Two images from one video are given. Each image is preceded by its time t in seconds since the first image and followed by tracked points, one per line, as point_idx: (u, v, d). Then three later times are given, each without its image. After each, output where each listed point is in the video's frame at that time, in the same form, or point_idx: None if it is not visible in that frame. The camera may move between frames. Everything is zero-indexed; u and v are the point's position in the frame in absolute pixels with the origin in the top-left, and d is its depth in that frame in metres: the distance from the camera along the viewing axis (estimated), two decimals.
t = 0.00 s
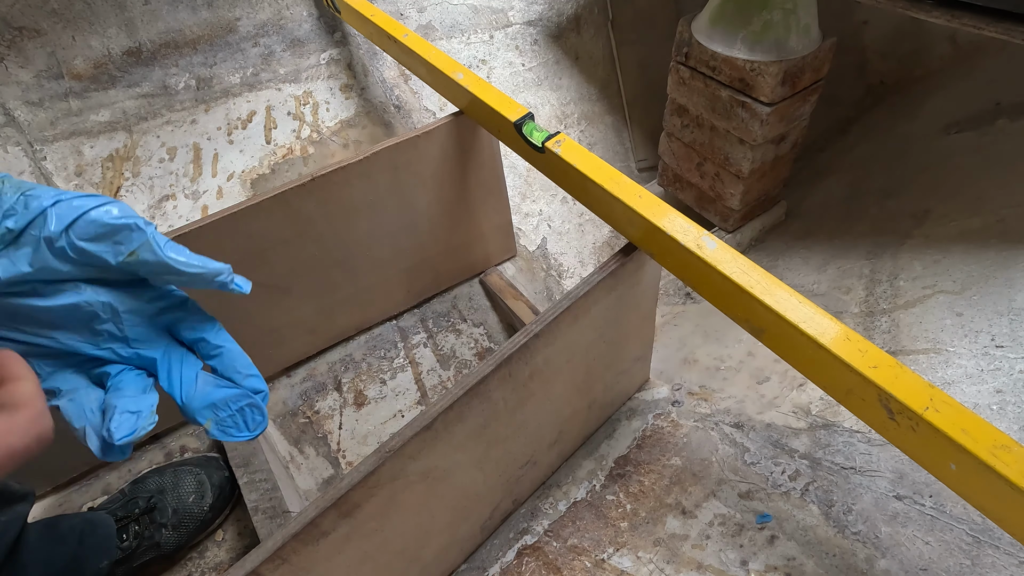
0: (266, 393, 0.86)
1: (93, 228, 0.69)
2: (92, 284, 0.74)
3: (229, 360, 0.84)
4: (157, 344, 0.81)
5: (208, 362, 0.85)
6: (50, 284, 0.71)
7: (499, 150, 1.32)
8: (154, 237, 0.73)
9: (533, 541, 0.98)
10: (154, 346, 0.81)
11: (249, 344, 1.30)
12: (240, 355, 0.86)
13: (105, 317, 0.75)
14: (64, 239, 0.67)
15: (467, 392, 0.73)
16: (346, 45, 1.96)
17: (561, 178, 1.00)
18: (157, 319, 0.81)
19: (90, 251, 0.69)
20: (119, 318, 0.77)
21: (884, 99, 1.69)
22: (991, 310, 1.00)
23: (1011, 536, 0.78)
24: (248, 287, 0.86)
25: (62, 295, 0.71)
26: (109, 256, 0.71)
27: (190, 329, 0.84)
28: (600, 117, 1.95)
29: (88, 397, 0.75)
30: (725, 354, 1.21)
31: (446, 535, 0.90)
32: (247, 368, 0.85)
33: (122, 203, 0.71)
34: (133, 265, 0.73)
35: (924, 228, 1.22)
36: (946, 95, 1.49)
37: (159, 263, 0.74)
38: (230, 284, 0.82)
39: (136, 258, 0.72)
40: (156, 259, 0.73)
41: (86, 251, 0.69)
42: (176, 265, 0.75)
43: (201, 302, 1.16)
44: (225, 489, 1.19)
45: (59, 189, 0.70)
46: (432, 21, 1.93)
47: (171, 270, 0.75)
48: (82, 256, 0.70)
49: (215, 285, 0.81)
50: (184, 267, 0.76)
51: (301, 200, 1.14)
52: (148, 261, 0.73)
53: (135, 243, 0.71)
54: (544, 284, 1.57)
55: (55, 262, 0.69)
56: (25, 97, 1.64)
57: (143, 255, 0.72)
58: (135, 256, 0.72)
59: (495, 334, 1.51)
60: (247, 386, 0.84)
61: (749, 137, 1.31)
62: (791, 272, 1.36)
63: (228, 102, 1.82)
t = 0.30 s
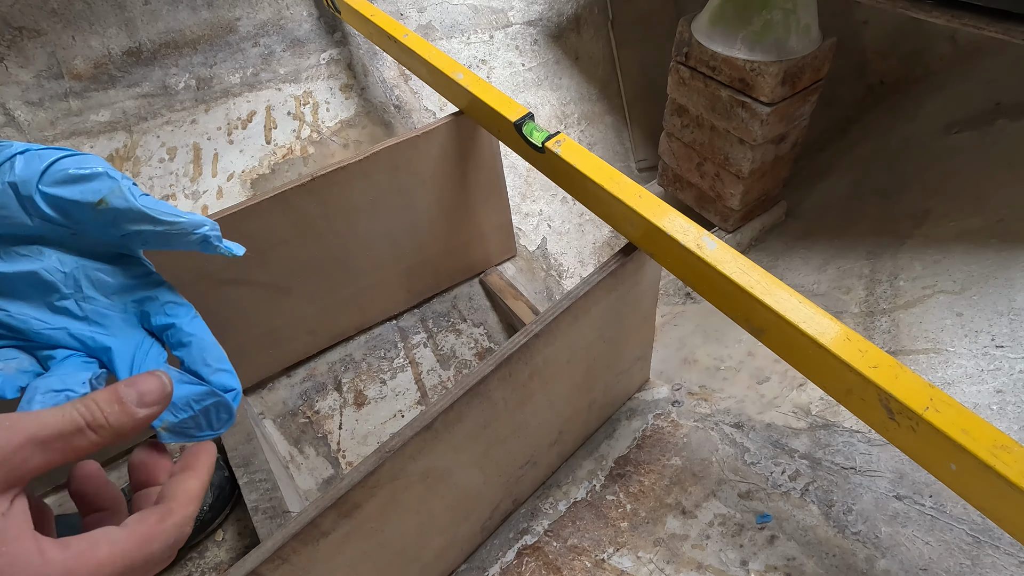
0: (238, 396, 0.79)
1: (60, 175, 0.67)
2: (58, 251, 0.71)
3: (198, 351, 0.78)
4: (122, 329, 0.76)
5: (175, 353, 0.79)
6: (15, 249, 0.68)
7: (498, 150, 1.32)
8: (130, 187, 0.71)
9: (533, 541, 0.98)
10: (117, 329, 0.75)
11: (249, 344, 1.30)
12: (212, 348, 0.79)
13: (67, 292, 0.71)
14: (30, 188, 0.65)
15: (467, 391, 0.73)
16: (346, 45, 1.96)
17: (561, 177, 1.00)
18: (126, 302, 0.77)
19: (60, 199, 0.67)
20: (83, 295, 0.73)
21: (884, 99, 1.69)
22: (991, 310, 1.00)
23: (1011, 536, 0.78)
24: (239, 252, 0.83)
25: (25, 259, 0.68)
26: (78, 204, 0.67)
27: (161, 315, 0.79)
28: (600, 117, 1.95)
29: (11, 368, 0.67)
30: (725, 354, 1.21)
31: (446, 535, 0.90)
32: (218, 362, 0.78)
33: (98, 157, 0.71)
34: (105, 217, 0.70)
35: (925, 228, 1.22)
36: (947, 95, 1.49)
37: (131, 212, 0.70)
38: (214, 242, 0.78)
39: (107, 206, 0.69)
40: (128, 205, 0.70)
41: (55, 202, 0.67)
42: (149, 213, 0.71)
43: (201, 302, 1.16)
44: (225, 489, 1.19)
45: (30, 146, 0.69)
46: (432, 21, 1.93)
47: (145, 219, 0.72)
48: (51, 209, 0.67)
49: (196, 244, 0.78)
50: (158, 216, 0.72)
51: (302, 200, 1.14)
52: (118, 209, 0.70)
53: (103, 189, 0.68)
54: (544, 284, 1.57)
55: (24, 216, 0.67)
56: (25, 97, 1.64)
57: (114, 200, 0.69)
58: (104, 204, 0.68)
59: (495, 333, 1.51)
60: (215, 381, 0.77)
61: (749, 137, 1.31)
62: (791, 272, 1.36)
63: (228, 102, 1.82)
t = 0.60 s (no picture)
0: (213, 396, 0.77)
1: (49, 172, 0.67)
2: (44, 247, 0.71)
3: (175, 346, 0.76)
4: (102, 325, 0.74)
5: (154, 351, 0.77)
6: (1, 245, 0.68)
7: (498, 149, 1.32)
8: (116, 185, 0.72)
9: (533, 541, 0.98)
10: (96, 326, 0.74)
11: (249, 344, 1.30)
12: (191, 345, 0.78)
13: (50, 287, 0.71)
14: (19, 185, 0.66)
15: (467, 392, 0.73)
16: (346, 45, 1.96)
17: (561, 177, 1.00)
18: (108, 299, 0.76)
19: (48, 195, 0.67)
20: (65, 291, 0.72)
21: (884, 99, 1.69)
22: (991, 310, 1.00)
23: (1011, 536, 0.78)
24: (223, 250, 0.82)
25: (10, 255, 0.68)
26: (66, 199, 0.68)
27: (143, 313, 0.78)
28: (600, 117, 1.95)
29: None
30: (725, 354, 1.21)
31: (446, 535, 0.90)
32: (196, 360, 0.76)
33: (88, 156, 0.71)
34: (90, 213, 0.70)
35: (925, 228, 1.22)
36: (947, 95, 1.49)
37: (116, 207, 0.70)
38: (197, 238, 0.78)
39: (92, 202, 0.69)
40: (113, 200, 0.70)
41: (43, 199, 0.68)
42: (134, 209, 0.71)
43: (201, 302, 1.16)
44: (225, 488, 1.19)
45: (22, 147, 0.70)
46: (432, 20, 1.93)
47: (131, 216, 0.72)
48: (38, 205, 0.68)
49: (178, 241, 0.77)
50: (143, 211, 0.72)
51: (302, 200, 1.14)
52: (103, 205, 0.70)
53: (89, 185, 0.68)
54: (544, 284, 1.57)
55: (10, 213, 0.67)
56: (25, 97, 1.64)
57: (99, 196, 0.69)
58: (89, 199, 0.68)
59: (495, 334, 1.51)
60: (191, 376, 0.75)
61: (749, 137, 1.31)
62: (791, 272, 1.36)
63: (228, 102, 1.82)
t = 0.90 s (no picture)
0: (225, 387, 0.80)
1: (56, 175, 0.66)
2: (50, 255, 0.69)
3: (182, 345, 0.76)
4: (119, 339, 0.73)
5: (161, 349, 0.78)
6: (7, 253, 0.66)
7: (498, 149, 1.32)
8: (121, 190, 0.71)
9: (533, 541, 0.98)
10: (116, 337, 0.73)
11: (249, 344, 1.30)
12: (197, 339, 0.79)
13: (65, 303, 0.69)
14: (26, 187, 0.65)
15: (467, 392, 0.73)
16: (346, 45, 1.96)
17: (561, 177, 1.00)
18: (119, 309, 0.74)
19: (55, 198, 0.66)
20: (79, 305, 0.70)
21: (884, 99, 1.69)
22: (991, 310, 1.00)
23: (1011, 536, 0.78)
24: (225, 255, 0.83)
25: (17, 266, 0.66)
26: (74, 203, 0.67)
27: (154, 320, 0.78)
28: (600, 117, 1.95)
29: None
30: (725, 354, 1.21)
31: (446, 535, 0.90)
32: (205, 354, 0.78)
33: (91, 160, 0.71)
34: (96, 216, 0.70)
35: (924, 228, 1.22)
36: (947, 95, 1.49)
37: (122, 211, 0.70)
38: (202, 243, 0.79)
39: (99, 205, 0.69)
40: (122, 204, 0.70)
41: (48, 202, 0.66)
42: (141, 213, 0.72)
43: (201, 302, 1.16)
44: (225, 488, 1.19)
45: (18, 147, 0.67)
46: (432, 20, 1.93)
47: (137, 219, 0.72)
48: (46, 208, 0.66)
49: (183, 246, 0.78)
50: (150, 215, 0.72)
51: (302, 200, 1.14)
52: (110, 208, 0.70)
53: (96, 189, 0.68)
54: (544, 284, 1.57)
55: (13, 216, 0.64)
56: (25, 97, 1.64)
57: (106, 199, 0.69)
58: (97, 202, 0.68)
59: (495, 334, 1.51)
60: (203, 373, 0.77)
61: (749, 137, 1.31)
62: (791, 272, 1.36)
63: (228, 102, 1.82)
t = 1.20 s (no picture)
0: (247, 408, 0.86)
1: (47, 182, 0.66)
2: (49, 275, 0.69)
3: (205, 374, 0.82)
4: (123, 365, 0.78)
5: (181, 379, 0.82)
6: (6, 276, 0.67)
7: (498, 149, 1.32)
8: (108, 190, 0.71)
9: (533, 541, 0.98)
10: (114, 361, 0.76)
11: (249, 344, 1.30)
12: (217, 367, 0.83)
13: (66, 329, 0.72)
14: (23, 196, 0.65)
15: (467, 391, 0.73)
16: (346, 45, 1.96)
17: (561, 177, 1.00)
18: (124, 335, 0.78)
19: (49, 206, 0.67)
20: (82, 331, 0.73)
21: (884, 99, 1.69)
22: (991, 310, 1.00)
23: (1011, 536, 0.78)
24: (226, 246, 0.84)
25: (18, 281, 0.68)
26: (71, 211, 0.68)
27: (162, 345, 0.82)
28: (600, 117, 1.95)
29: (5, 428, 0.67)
30: (725, 354, 1.21)
31: (446, 535, 0.90)
32: (228, 381, 0.84)
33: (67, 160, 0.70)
34: (94, 221, 0.71)
35: (924, 228, 1.22)
36: (947, 95, 1.49)
37: (121, 213, 0.72)
38: (202, 236, 0.79)
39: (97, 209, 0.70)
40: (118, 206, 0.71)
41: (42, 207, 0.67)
42: (136, 210, 0.72)
43: (201, 303, 1.16)
44: (225, 488, 1.19)
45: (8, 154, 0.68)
46: (432, 20, 1.93)
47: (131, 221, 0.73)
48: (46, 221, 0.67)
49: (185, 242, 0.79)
50: (144, 212, 0.73)
51: (302, 200, 1.14)
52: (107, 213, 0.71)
53: (91, 193, 0.68)
54: (544, 284, 1.57)
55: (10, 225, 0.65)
56: (25, 97, 1.64)
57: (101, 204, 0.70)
58: (94, 208, 0.69)
59: (495, 334, 1.51)
60: (229, 400, 0.83)
61: (749, 137, 1.31)
62: (791, 272, 1.36)
63: (228, 102, 1.82)
